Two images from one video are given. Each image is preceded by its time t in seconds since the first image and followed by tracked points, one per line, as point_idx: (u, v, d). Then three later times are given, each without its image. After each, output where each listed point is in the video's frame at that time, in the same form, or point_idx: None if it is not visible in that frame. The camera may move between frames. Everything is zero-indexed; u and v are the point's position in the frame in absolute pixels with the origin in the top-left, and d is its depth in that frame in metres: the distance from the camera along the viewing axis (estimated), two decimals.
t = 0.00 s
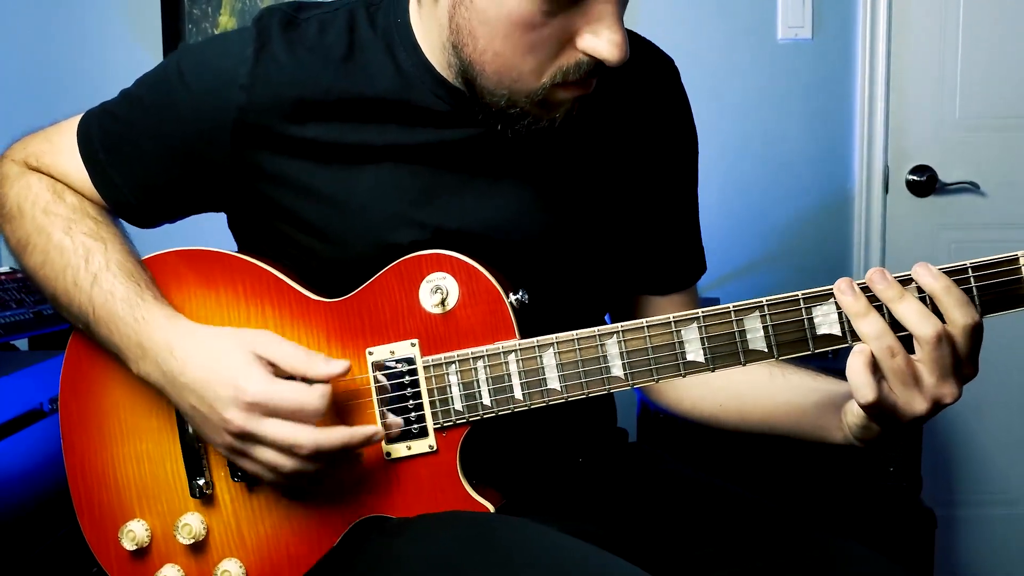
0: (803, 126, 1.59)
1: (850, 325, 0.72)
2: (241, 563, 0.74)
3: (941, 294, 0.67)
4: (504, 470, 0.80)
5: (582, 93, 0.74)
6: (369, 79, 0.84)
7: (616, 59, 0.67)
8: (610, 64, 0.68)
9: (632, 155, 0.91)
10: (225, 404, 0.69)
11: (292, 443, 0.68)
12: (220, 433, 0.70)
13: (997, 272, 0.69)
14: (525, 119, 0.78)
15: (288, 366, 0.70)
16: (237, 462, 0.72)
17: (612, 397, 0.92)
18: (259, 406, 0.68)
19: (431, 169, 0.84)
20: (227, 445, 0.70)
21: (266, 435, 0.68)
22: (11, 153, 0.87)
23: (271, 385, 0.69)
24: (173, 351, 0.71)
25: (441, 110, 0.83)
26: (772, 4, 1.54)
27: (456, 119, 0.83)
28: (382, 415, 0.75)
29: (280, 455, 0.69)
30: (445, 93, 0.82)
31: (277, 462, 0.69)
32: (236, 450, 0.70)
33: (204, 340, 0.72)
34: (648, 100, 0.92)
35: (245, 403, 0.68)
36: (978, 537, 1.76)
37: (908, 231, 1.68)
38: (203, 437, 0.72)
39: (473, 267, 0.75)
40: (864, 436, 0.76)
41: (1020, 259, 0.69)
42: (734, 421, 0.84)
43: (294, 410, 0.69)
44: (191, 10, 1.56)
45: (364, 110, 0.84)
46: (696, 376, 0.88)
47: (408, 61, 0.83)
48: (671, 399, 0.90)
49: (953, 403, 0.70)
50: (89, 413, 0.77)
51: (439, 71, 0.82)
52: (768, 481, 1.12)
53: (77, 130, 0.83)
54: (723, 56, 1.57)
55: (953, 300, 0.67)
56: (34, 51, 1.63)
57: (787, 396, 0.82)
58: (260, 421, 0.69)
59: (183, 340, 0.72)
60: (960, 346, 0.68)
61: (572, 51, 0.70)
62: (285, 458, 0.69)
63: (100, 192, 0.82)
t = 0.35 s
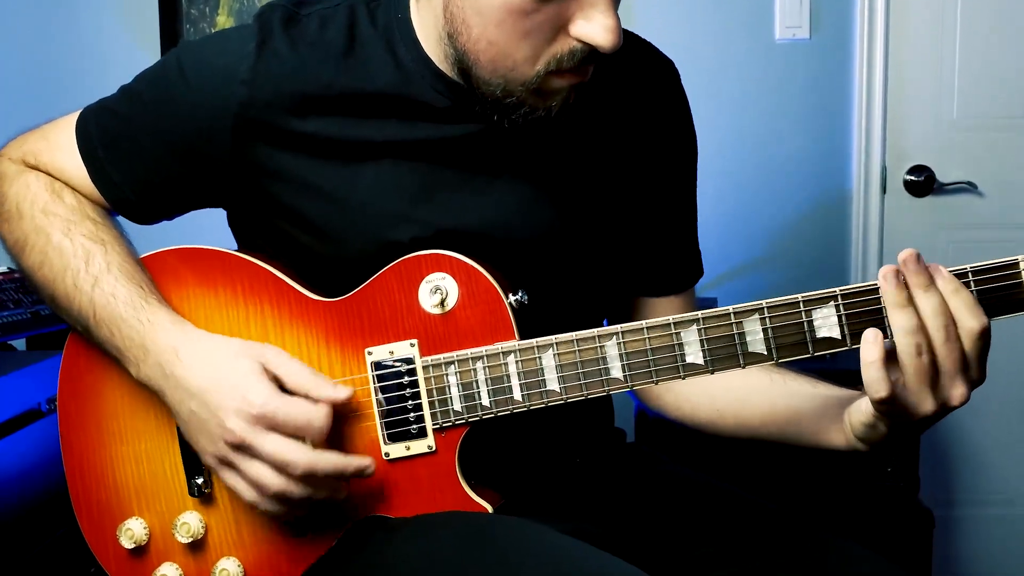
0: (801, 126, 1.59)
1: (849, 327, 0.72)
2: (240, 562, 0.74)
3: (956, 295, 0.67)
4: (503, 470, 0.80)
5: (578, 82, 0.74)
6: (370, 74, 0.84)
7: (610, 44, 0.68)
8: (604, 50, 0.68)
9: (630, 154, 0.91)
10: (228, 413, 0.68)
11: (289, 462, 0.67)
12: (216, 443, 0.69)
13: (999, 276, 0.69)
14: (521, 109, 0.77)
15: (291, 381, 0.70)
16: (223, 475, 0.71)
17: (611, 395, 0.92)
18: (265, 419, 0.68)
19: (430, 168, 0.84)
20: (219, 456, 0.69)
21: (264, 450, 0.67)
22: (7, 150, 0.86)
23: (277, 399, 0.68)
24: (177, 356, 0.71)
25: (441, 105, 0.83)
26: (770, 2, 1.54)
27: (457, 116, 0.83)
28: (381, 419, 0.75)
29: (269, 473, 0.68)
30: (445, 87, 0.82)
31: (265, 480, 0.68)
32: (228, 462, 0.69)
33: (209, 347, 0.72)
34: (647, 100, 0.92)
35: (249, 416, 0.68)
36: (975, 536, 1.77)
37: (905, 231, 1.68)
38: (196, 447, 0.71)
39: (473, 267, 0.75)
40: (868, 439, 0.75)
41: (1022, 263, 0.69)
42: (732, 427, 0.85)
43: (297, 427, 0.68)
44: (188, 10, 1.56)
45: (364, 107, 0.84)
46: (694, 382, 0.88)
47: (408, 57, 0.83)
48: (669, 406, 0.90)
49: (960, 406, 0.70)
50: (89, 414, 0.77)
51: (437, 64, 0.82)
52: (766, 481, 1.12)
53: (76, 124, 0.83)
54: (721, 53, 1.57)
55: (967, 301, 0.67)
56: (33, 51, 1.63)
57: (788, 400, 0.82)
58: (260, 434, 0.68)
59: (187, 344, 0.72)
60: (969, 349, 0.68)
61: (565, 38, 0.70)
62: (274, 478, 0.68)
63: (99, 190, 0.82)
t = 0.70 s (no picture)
0: (798, 126, 1.59)
1: (847, 323, 0.72)
2: (236, 560, 0.74)
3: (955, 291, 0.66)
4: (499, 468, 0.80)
5: (579, 82, 0.74)
6: (368, 75, 0.84)
7: (612, 45, 0.68)
8: (605, 50, 0.68)
9: (628, 152, 0.91)
10: (225, 393, 0.68)
11: (296, 431, 0.67)
12: (222, 425, 0.69)
13: (995, 271, 0.70)
14: (523, 109, 0.78)
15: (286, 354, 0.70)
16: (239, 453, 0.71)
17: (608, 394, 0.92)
18: (265, 394, 0.68)
19: (428, 166, 0.84)
20: (228, 436, 0.70)
21: (269, 424, 0.68)
22: (6, 145, 0.86)
23: (273, 373, 0.69)
24: (170, 346, 0.71)
25: (438, 105, 0.83)
26: (766, 3, 1.55)
27: (454, 115, 0.83)
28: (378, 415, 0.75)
29: (283, 445, 0.69)
30: (443, 88, 0.82)
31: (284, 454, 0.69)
32: (239, 441, 0.70)
33: (201, 334, 0.72)
34: (644, 98, 0.92)
35: (247, 393, 0.68)
36: (973, 536, 1.77)
37: (903, 231, 1.68)
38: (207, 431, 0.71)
39: (470, 264, 0.75)
40: (867, 433, 0.74)
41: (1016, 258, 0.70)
42: (733, 423, 0.84)
43: (300, 397, 0.69)
44: (186, 10, 1.56)
45: (363, 106, 0.85)
46: (690, 380, 0.88)
47: (406, 57, 0.83)
48: (665, 407, 0.90)
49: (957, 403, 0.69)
50: (85, 411, 0.76)
51: (436, 65, 0.82)
52: (763, 480, 1.12)
53: (75, 117, 0.83)
54: (719, 54, 1.57)
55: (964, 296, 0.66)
56: (32, 51, 1.63)
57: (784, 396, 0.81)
58: (263, 409, 0.68)
59: (179, 330, 0.72)
60: (967, 342, 0.67)
61: (567, 39, 0.70)
62: (290, 448, 0.68)
63: (97, 187, 0.82)
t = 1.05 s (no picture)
0: (797, 126, 1.59)
1: (842, 328, 0.72)
2: (230, 557, 0.73)
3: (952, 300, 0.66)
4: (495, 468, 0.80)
5: (571, 82, 0.74)
6: (365, 73, 0.84)
7: (602, 45, 0.67)
8: (596, 50, 0.68)
9: (625, 152, 0.91)
10: (163, 441, 0.66)
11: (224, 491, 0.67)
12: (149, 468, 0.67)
13: (989, 276, 0.69)
14: (514, 108, 0.77)
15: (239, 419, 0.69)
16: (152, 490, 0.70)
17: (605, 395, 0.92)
18: (199, 456, 0.66)
19: (426, 165, 0.84)
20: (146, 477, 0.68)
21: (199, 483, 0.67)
22: (13, 149, 0.86)
23: (216, 437, 0.66)
24: (132, 367, 0.70)
25: (434, 104, 0.82)
26: (765, 3, 1.54)
27: (450, 114, 0.83)
28: (373, 416, 0.75)
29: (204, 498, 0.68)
30: (438, 86, 0.82)
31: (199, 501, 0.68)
32: (160, 486, 0.68)
33: (160, 369, 0.70)
34: (642, 98, 0.92)
35: (183, 449, 0.66)
36: (970, 536, 1.77)
37: (901, 231, 1.68)
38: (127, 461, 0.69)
39: (467, 265, 0.75)
40: (873, 443, 0.74)
41: (1012, 263, 0.69)
42: (737, 428, 0.84)
43: (232, 470, 0.66)
44: (183, 10, 1.55)
45: (359, 104, 0.84)
46: (695, 382, 0.88)
47: (402, 56, 0.83)
48: (671, 408, 0.90)
49: (963, 409, 0.69)
50: (78, 412, 0.76)
51: (430, 64, 0.81)
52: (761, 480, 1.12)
53: (78, 126, 0.83)
54: (718, 55, 1.57)
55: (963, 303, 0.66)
56: (28, 50, 1.62)
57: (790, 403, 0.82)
58: (193, 469, 0.66)
59: (147, 356, 0.71)
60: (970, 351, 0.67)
61: (558, 38, 0.70)
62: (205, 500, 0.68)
63: (98, 188, 0.82)
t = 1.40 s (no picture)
0: (795, 126, 1.59)
1: (839, 330, 0.72)
2: (228, 560, 0.73)
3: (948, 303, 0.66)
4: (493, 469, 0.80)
5: (569, 76, 0.74)
6: (363, 72, 0.84)
7: (601, 38, 0.67)
8: (595, 43, 0.67)
9: (623, 151, 0.91)
10: (160, 425, 0.66)
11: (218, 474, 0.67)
12: (145, 452, 0.67)
13: (985, 276, 0.69)
14: (512, 105, 0.77)
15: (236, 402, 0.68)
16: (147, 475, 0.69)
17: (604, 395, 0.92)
18: (194, 439, 0.66)
19: (424, 164, 0.84)
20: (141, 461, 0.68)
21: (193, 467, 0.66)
22: (20, 151, 0.86)
23: (213, 420, 0.66)
24: (127, 352, 0.70)
25: (433, 102, 0.82)
26: (764, 3, 1.54)
27: (448, 114, 0.83)
28: (372, 417, 0.75)
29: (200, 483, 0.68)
30: (436, 84, 0.82)
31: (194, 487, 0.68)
32: (155, 472, 0.68)
33: (156, 353, 0.70)
34: (640, 97, 0.92)
35: (180, 433, 0.66)
36: (967, 535, 1.77)
37: (899, 230, 1.68)
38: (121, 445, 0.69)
39: (466, 268, 0.75)
40: (864, 442, 0.74)
41: (1008, 265, 0.69)
42: (732, 427, 0.84)
43: (228, 454, 0.67)
44: (181, 10, 1.55)
45: (359, 101, 0.84)
46: (690, 381, 0.88)
47: (400, 55, 0.83)
48: (665, 407, 0.90)
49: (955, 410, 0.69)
50: (75, 412, 0.76)
51: (428, 61, 0.81)
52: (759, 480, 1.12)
53: (82, 128, 0.83)
54: (716, 55, 1.57)
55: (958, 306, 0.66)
56: (26, 51, 1.61)
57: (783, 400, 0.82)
58: (189, 453, 0.66)
59: (142, 343, 0.71)
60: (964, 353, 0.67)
61: (556, 32, 0.70)
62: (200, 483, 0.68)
63: (99, 185, 0.82)
